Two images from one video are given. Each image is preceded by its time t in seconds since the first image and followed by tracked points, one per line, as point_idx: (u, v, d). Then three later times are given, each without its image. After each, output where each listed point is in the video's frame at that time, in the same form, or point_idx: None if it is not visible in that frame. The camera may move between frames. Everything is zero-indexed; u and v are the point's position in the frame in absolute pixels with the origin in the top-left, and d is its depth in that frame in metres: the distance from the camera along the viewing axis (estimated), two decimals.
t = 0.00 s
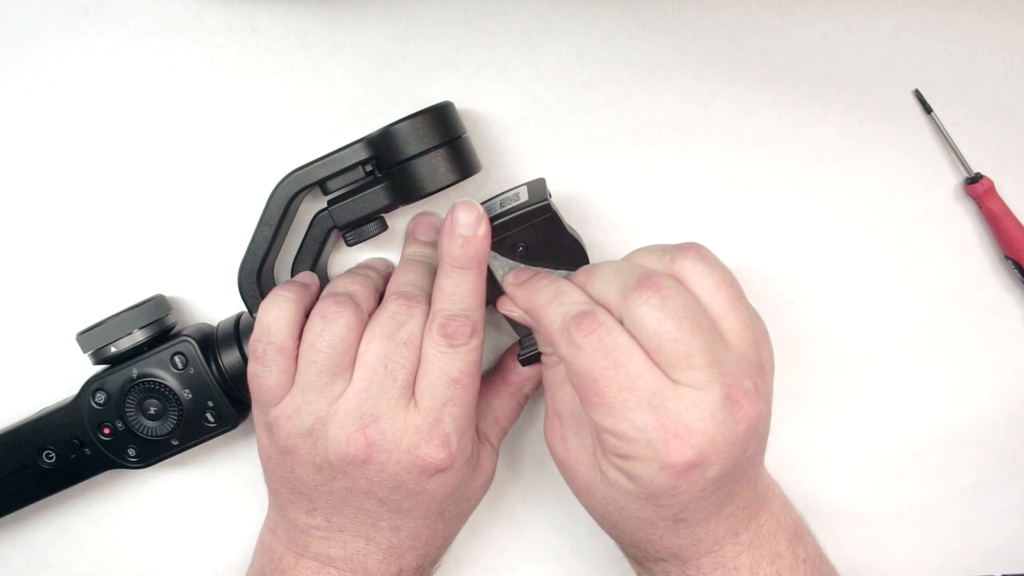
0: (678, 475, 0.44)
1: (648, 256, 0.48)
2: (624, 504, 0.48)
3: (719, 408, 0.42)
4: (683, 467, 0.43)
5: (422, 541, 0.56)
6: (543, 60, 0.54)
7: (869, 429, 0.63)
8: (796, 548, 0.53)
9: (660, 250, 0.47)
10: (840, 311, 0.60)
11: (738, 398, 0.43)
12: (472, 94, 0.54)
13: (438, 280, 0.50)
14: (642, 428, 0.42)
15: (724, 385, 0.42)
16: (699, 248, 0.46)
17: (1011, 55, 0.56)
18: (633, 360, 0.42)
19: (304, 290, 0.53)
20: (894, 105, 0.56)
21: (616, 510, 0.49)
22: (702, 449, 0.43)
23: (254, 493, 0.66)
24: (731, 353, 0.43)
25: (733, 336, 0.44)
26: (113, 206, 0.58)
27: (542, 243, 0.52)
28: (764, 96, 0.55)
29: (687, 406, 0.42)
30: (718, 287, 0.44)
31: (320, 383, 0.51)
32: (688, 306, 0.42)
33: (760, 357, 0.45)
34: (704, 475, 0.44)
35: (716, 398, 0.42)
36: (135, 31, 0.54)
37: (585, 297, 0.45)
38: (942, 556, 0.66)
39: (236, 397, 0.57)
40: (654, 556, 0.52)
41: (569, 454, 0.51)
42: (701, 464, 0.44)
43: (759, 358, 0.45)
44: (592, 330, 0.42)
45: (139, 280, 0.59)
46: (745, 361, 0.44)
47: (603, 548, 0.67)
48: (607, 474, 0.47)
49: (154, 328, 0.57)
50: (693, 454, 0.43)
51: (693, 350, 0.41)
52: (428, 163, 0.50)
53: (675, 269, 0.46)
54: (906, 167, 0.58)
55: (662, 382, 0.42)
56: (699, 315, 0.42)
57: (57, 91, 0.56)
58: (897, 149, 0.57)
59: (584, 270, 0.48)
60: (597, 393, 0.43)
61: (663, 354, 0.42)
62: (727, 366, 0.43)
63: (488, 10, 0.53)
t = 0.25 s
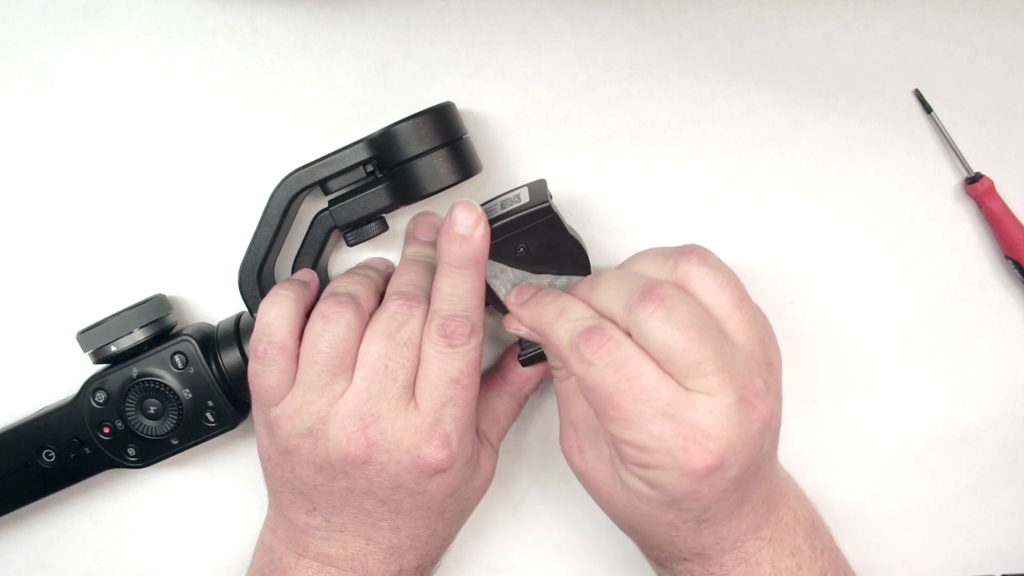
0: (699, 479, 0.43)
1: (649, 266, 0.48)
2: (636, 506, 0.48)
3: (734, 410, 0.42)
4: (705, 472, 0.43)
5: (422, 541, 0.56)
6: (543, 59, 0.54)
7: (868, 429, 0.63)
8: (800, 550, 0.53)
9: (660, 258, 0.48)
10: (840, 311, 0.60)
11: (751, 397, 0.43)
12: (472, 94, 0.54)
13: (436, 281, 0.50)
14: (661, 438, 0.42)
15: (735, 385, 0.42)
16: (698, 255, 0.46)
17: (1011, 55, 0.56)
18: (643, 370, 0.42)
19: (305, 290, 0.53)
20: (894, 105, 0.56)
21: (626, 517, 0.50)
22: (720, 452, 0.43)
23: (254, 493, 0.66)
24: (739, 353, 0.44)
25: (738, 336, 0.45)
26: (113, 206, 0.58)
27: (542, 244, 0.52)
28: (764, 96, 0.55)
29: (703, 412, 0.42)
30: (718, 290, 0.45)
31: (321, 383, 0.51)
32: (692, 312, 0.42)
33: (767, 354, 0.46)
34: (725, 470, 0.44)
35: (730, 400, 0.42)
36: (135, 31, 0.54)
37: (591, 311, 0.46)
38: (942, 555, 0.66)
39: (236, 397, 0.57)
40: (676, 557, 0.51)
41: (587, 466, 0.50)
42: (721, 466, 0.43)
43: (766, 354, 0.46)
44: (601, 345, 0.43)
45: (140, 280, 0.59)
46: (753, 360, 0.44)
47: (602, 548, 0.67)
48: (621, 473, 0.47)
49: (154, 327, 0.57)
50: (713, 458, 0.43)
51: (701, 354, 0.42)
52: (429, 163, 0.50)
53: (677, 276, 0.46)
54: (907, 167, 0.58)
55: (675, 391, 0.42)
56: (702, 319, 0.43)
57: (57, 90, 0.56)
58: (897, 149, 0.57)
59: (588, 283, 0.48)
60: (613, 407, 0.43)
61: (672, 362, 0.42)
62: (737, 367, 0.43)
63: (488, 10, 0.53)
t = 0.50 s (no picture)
0: (718, 476, 0.43)
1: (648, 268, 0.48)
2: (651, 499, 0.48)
3: (748, 405, 0.42)
4: (724, 468, 0.43)
5: (423, 542, 0.56)
6: (543, 59, 0.54)
7: (869, 429, 0.63)
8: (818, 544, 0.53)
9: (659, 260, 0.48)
10: (840, 312, 0.60)
11: (763, 389, 0.43)
12: (472, 94, 0.54)
13: (436, 282, 0.50)
14: (678, 443, 0.42)
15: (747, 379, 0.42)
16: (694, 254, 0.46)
17: (1011, 55, 0.56)
18: (653, 376, 0.42)
19: (305, 290, 0.53)
20: (894, 105, 0.56)
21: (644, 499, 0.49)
22: (739, 447, 0.43)
23: (254, 493, 0.66)
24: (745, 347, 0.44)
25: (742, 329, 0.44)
26: (113, 206, 0.58)
27: (543, 244, 0.52)
28: (764, 96, 0.55)
29: (718, 412, 0.42)
30: (717, 286, 0.45)
31: (322, 383, 0.51)
32: (695, 311, 0.42)
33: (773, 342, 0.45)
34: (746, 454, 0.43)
35: (743, 396, 0.42)
36: (135, 31, 0.54)
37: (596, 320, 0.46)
38: (942, 555, 0.66)
39: (236, 397, 0.57)
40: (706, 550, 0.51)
41: (609, 472, 0.51)
42: (740, 460, 0.43)
43: (773, 342, 0.45)
44: (609, 357, 0.43)
45: (139, 280, 0.59)
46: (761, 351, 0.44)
47: (603, 548, 0.67)
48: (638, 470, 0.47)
49: (154, 327, 0.57)
50: (732, 455, 0.43)
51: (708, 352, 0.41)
52: (429, 163, 0.50)
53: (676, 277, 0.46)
54: (907, 167, 0.58)
55: (687, 394, 0.42)
56: (706, 317, 0.42)
57: (57, 90, 0.56)
58: (897, 149, 0.57)
59: (590, 290, 0.48)
60: (628, 417, 0.43)
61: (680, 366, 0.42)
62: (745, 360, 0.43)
63: (488, 10, 0.53)
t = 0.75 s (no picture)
0: (696, 440, 0.41)
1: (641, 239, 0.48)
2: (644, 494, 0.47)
3: (733, 360, 0.40)
4: (702, 428, 0.40)
5: (421, 542, 0.56)
6: (543, 59, 0.54)
7: (869, 428, 0.63)
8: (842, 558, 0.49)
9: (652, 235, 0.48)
10: (840, 312, 0.60)
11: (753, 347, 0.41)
12: (472, 94, 0.54)
13: (434, 283, 0.50)
14: (652, 389, 0.40)
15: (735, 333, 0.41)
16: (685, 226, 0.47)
17: (1011, 55, 0.56)
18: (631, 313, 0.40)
19: (304, 291, 0.53)
20: (894, 105, 0.56)
21: (639, 504, 0.49)
22: (721, 407, 0.40)
23: (253, 493, 0.65)
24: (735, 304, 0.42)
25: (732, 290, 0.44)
26: (113, 206, 0.58)
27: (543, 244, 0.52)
28: (764, 96, 0.55)
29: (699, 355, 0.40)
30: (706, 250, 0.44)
31: (320, 385, 0.51)
32: (681, 259, 0.43)
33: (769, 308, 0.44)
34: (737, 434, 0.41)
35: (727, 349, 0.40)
36: (135, 31, 0.54)
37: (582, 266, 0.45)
38: (940, 556, 0.66)
39: (236, 398, 0.57)
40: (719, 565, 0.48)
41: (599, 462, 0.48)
42: (721, 425, 0.40)
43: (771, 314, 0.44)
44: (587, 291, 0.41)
45: (140, 280, 0.59)
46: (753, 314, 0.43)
47: (603, 548, 0.67)
48: (627, 456, 0.46)
49: (154, 329, 0.57)
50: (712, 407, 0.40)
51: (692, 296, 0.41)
52: (428, 163, 0.50)
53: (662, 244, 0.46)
54: (907, 167, 0.58)
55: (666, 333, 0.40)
56: (694, 268, 0.42)
57: (56, 90, 0.56)
58: (897, 148, 0.57)
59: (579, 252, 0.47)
60: (604, 357, 0.41)
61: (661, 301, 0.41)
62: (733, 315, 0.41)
63: (488, 10, 0.53)
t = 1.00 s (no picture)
0: (582, 448, 0.42)
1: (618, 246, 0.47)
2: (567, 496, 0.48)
3: (638, 388, 0.41)
4: (586, 442, 0.42)
5: (421, 542, 0.56)
6: (543, 59, 0.54)
7: (869, 429, 0.63)
8: None
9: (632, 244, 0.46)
10: (839, 312, 0.60)
11: (667, 378, 0.41)
12: (472, 94, 0.54)
13: (434, 283, 0.50)
14: (546, 398, 0.42)
15: (652, 363, 0.41)
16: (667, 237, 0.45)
17: (1011, 55, 0.56)
18: (551, 323, 0.42)
19: (303, 290, 0.53)
20: (894, 105, 0.56)
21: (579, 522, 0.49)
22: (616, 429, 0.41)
23: (253, 493, 0.65)
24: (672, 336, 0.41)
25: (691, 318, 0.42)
26: (112, 206, 0.58)
27: (543, 243, 0.52)
28: (764, 96, 0.55)
29: (597, 375, 0.41)
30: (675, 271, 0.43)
31: (319, 384, 0.51)
32: (614, 269, 0.42)
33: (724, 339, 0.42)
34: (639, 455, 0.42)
35: (633, 375, 0.41)
36: (135, 31, 0.54)
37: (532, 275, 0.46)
38: (940, 556, 0.66)
39: (236, 397, 0.57)
40: None
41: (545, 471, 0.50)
42: (608, 443, 0.41)
43: (720, 351, 0.42)
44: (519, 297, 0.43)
45: (140, 280, 0.59)
46: (693, 346, 0.42)
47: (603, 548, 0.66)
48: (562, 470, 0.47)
49: (154, 329, 0.57)
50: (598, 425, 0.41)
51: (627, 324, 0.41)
52: (427, 162, 0.50)
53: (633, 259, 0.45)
54: (906, 167, 0.58)
55: (575, 345, 0.41)
56: (626, 280, 0.42)
57: (57, 90, 0.56)
58: (897, 149, 0.57)
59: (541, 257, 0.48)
60: (517, 361, 0.43)
61: (601, 319, 0.41)
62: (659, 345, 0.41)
63: (488, 10, 0.53)
